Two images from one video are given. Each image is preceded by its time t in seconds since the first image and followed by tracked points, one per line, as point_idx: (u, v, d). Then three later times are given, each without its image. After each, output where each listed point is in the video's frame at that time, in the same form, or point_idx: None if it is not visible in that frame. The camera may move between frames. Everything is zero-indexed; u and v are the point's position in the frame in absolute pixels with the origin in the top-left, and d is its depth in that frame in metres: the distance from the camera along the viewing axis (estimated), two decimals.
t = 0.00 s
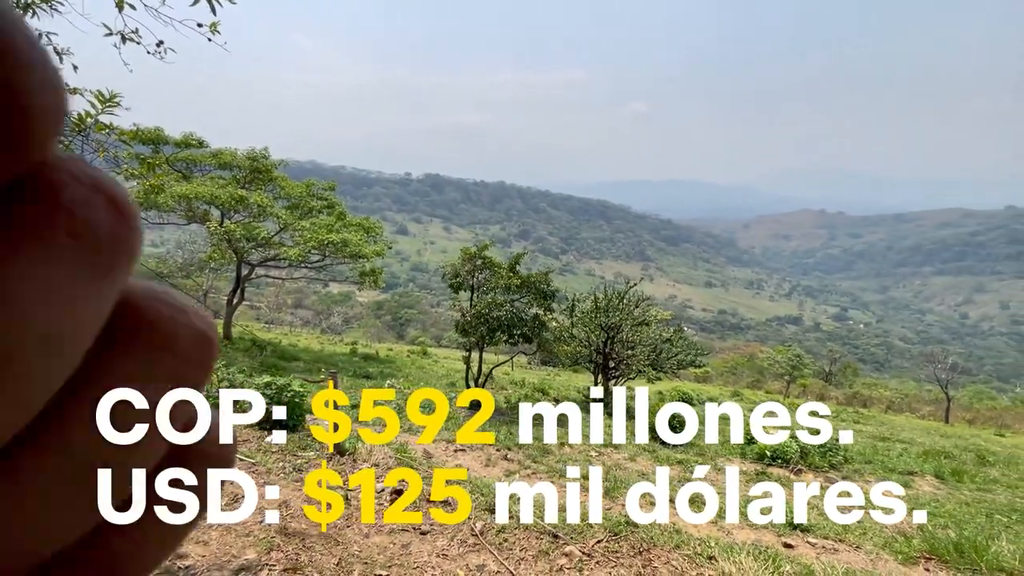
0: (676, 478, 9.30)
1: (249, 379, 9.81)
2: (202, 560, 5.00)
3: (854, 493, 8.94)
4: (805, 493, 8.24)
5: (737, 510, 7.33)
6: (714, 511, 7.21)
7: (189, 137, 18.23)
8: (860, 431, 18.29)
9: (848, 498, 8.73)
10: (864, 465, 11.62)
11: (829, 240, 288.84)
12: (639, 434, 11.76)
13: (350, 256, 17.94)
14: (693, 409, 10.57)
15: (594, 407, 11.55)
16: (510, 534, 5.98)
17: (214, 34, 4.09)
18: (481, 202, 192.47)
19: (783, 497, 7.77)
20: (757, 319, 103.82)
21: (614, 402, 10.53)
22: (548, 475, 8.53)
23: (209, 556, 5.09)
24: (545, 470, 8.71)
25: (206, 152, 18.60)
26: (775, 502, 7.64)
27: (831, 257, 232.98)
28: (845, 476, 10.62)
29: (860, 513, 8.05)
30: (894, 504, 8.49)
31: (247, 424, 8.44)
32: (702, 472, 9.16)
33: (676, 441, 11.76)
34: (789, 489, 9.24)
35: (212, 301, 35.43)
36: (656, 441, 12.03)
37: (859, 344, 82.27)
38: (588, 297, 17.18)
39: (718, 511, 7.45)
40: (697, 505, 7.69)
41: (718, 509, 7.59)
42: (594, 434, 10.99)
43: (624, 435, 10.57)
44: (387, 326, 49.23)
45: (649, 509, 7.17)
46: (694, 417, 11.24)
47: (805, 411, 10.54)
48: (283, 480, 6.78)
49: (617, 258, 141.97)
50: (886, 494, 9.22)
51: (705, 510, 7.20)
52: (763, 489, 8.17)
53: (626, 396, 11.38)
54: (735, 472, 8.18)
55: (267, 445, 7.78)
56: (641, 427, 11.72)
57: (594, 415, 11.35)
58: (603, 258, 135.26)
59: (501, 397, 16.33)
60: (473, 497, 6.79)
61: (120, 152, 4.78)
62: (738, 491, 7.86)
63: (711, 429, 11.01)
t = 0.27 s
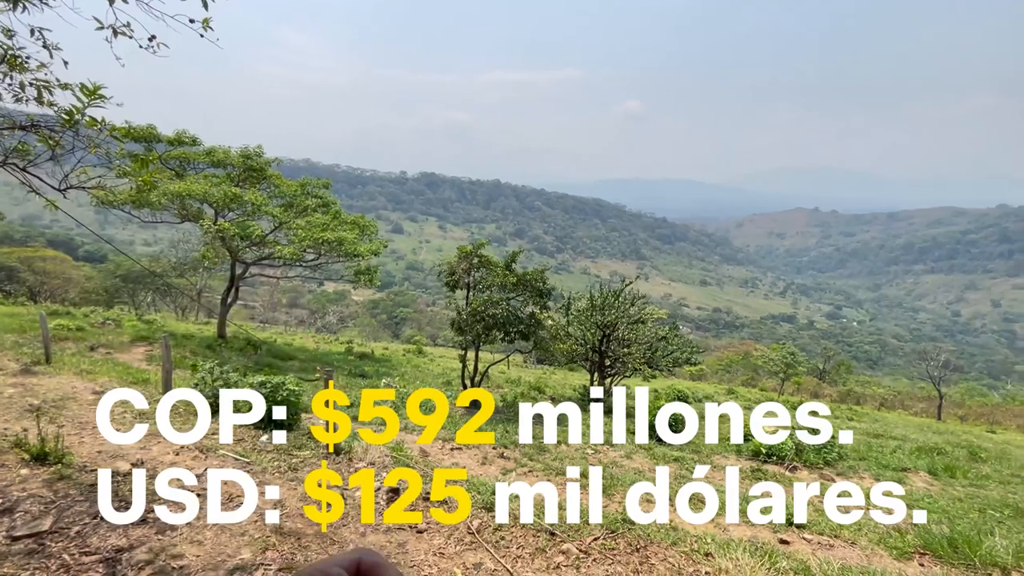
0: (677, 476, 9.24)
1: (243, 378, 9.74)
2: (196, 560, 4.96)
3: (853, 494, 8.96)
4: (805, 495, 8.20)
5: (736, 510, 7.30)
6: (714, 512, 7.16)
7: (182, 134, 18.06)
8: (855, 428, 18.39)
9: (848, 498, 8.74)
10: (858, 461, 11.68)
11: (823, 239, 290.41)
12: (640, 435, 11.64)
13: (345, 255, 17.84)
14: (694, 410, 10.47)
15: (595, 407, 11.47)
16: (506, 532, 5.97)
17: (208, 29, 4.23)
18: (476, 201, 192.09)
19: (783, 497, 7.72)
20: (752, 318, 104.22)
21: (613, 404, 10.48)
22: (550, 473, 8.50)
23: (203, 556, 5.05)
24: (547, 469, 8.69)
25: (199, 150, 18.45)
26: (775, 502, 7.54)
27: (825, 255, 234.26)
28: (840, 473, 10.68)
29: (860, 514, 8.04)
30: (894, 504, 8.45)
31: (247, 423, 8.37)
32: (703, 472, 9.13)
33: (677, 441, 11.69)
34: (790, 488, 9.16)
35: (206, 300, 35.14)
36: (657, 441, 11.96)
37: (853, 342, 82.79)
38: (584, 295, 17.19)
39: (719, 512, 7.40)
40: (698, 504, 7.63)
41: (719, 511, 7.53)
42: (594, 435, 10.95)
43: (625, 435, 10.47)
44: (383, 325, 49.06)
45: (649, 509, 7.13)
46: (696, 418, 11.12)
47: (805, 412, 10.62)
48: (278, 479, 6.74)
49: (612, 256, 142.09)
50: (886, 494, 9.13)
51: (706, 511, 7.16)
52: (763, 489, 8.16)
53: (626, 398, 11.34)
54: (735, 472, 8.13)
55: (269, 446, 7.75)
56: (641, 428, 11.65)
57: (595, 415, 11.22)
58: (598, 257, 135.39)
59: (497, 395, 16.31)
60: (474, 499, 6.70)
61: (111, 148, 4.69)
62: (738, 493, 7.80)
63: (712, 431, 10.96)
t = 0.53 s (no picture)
0: (676, 477, 9.11)
1: (238, 377, 9.69)
2: (191, 560, 4.94)
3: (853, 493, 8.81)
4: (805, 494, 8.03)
5: (736, 509, 7.26)
6: (714, 512, 7.12)
7: (175, 132, 17.94)
8: (848, 425, 18.53)
9: (848, 497, 8.59)
10: (852, 458, 11.77)
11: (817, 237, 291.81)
12: (639, 435, 11.52)
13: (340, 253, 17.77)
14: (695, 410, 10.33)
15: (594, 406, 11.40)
16: (503, 530, 5.97)
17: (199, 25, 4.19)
18: (472, 199, 191.81)
19: (783, 496, 7.62)
20: (747, 316, 104.63)
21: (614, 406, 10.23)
22: (551, 472, 8.47)
23: (198, 555, 5.02)
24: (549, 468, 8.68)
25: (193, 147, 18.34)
26: (774, 501, 7.46)
27: (819, 254, 235.45)
28: (834, 469, 10.76)
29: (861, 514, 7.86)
30: (894, 504, 8.35)
31: (248, 424, 8.29)
32: (703, 472, 8.99)
33: (676, 442, 11.52)
34: (788, 488, 9.07)
35: (200, 299, 34.95)
36: (657, 441, 11.87)
37: (847, 339, 83.28)
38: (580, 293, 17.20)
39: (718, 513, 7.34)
40: (697, 503, 7.57)
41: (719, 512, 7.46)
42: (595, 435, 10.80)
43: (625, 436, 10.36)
44: (378, 323, 48.96)
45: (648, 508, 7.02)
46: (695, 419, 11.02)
47: (805, 412, 10.66)
48: (274, 478, 6.72)
49: (608, 254, 142.29)
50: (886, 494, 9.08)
51: (706, 511, 7.10)
52: (763, 489, 8.02)
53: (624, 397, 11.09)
54: (735, 472, 8.07)
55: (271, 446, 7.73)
56: (641, 429, 11.48)
57: (597, 416, 11.07)
58: (594, 255, 135.55)
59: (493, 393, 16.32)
60: (475, 501, 6.62)
61: (104, 145, 4.64)
62: (738, 490, 7.75)
63: (711, 431, 10.86)
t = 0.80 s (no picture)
0: (674, 477, 8.96)
1: (235, 376, 9.68)
2: (187, 559, 4.94)
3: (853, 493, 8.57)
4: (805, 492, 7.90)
5: (736, 509, 7.24)
6: (715, 512, 7.06)
7: (170, 130, 17.84)
8: (843, 422, 18.65)
9: (849, 497, 8.33)
10: (846, 455, 11.85)
11: (812, 235, 292.99)
12: (639, 435, 11.35)
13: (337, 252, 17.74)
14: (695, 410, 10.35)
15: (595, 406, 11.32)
16: (500, 528, 5.99)
17: (193, 21, 4.17)
18: (468, 197, 191.62)
19: (783, 495, 7.55)
20: (743, 313, 105.02)
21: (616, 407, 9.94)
22: (551, 472, 8.41)
23: (195, 555, 5.02)
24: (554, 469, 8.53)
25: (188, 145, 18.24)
26: (775, 501, 7.40)
27: (814, 252, 236.46)
28: (828, 466, 10.84)
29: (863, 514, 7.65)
30: (894, 504, 8.16)
31: (249, 424, 8.12)
32: (702, 472, 8.79)
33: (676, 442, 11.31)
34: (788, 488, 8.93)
35: (196, 298, 34.81)
36: (656, 440, 11.81)
37: (842, 337, 83.72)
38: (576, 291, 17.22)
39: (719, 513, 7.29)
40: (697, 503, 7.50)
41: (718, 510, 7.43)
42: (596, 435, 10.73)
43: (624, 435, 10.32)
44: (375, 322, 48.89)
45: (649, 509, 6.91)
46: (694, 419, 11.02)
47: (805, 411, 10.70)
48: (271, 476, 6.72)
49: (604, 253, 142.48)
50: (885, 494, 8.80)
51: (706, 511, 7.04)
52: (763, 490, 7.85)
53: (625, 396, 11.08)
54: (734, 470, 7.98)
55: (272, 446, 7.66)
56: (642, 428, 11.28)
57: (597, 416, 11.04)
58: (591, 254, 135.64)
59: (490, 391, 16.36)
60: (476, 500, 6.59)
61: (97, 143, 4.62)
62: (738, 489, 7.70)
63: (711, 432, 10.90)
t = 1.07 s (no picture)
0: (672, 476, 8.86)
1: (231, 375, 9.66)
2: (185, 558, 4.94)
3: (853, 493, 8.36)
4: (805, 493, 7.82)
5: (736, 509, 7.21)
6: (715, 512, 7.00)
7: (165, 128, 17.76)
8: (838, 419, 18.76)
9: (848, 498, 8.10)
10: (841, 452, 11.93)
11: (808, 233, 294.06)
12: (640, 435, 11.19)
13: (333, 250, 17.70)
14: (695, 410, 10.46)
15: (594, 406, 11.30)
16: (497, 526, 6.00)
17: (190, 20, 4.16)
18: (465, 195, 191.41)
19: (783, 495, 7.50)
20: (739, 311, 105.35)
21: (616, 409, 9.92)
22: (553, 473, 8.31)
23: (192, 554, 5.01)
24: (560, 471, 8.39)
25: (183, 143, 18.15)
26: (775, 501, 7.40)
27: (810, 250, 237.25)
28: (823, 463, 10.91)
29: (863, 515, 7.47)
30: (895, 504, 7.88)
31: (247, 424, 8.14)
32: (702, 472, 8.63)
33: (676, 442, 11.12)
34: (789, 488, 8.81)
35: (191, 297, 34.66)
36: (656, 439, 11.77)
37: (837, 335, 84.09)
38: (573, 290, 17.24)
39: (719, 513, 7.23)
40: (696, 503, 7.44)
41: (718, 509, 7.40)
42: (595, 434, 10.76)
43: (623, 434, 10.28)
44: (372, 321, 48.84)
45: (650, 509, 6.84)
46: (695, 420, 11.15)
47: (805, 411, 10.75)
48: (268, 475, 6.72)
49: (601, 251, 142.65)
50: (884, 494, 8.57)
51: (706, 510, 6.98)
52: (762, 489, 7.70)
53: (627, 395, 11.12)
54: (733, 468, 7.92)
55: (273, 446, 7.64)
56: (642, 428, 11.17)
57: (596, 415, 11.03)
58: (587, 252, 135.75)
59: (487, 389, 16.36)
60: (476, 499, 6.59)
61: (92, 140, 4.59)
62: (738, 488, 7.68)
63: (712, 432, 11.01)
